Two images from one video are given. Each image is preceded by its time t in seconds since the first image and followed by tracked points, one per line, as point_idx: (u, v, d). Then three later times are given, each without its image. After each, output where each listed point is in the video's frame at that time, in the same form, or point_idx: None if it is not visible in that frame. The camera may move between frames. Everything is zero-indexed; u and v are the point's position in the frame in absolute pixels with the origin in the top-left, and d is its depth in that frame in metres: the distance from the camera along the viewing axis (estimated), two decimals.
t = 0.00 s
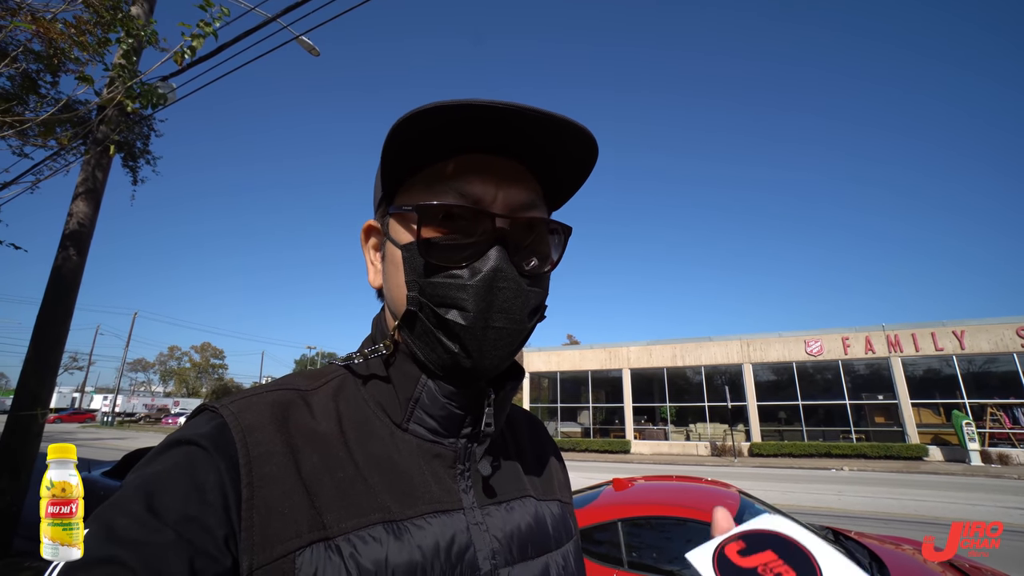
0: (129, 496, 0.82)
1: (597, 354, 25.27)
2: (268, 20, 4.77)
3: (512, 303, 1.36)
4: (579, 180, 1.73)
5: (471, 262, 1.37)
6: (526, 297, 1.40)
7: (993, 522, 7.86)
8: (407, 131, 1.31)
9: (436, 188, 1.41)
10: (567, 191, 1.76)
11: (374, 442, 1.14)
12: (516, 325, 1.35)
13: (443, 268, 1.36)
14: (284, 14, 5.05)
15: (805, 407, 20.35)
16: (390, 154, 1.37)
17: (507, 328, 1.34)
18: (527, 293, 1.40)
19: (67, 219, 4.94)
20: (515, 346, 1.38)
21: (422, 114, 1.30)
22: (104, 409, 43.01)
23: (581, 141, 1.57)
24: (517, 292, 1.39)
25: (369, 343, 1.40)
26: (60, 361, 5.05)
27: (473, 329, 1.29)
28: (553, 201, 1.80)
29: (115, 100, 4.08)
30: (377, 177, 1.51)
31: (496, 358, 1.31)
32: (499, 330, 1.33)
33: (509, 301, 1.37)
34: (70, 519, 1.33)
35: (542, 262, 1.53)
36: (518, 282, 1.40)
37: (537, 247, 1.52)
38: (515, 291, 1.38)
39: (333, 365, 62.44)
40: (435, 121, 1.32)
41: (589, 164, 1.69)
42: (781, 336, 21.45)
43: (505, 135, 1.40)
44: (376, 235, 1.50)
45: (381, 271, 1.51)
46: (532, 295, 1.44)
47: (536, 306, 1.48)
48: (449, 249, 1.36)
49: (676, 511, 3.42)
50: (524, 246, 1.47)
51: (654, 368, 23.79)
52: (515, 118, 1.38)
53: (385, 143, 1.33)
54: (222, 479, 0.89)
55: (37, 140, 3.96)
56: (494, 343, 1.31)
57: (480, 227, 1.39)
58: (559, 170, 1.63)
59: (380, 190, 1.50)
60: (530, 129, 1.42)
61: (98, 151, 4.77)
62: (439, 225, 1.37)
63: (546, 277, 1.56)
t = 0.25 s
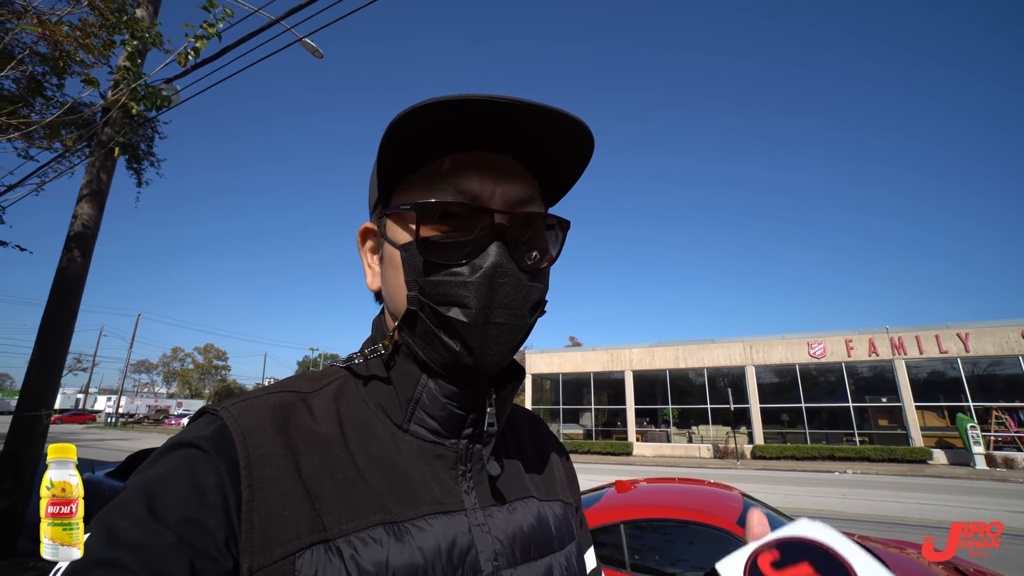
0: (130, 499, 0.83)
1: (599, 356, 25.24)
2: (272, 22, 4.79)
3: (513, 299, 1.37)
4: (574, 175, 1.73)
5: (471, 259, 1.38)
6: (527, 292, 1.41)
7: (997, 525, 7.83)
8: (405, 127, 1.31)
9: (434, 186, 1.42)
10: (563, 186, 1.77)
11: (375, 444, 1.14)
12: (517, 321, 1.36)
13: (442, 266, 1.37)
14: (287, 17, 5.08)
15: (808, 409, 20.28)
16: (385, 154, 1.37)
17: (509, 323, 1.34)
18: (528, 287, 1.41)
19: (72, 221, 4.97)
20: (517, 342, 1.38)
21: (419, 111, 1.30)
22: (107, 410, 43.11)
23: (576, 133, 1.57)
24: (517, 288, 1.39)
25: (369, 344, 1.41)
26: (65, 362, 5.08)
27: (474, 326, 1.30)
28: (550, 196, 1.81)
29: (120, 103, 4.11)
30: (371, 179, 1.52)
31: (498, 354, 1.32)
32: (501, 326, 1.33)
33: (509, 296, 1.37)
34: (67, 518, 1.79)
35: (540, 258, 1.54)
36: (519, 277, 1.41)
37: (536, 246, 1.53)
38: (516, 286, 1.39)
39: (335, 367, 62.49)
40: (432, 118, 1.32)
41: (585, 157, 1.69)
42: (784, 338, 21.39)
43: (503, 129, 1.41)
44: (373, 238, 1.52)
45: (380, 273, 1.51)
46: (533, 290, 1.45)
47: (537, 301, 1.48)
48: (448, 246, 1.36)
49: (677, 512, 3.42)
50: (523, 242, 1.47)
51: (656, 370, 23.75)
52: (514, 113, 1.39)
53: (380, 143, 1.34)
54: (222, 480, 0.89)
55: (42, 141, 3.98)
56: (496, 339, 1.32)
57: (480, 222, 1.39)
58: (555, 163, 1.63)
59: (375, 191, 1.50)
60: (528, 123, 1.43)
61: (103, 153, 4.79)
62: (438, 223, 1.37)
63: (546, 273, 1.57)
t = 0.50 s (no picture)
0: (132, 500, 0.83)
1: (597, 352, 25.31)
2: (270, 18, 4.77)
3: (506, 300, 1.36)
4: (570, 173, 1.73)
5: (463, 262, 1.38)
6: (522, 293, 1.41)
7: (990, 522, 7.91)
8: (394, 131, 1.32)
9: (426, 188, 1.42)
10: (559, 184, 1.77)
11: (377, 444, 1.15)
12: (512, 321, 1.36)
13: (434, 269, 1.37)
14: (286, 12, 5.04)
15: (804, 406, 20.42)
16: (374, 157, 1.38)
17: (504, 325, 1.34)
18: (523, 288, 1.41)
19: (68, 216, 4.95)
20: (514, 342, 1.39)
21: (408, 114, 1.31)
22: (105, 405, 43.00)
23: (569, 133, 1.57)
24: (511, 289, 1.39)
25: (370, 345, 1.42)
26: (61, 359, 5.05)
27: (467, 327, 1.30)
28: (546, 195, 1.80)
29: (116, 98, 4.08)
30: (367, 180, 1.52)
31: (496, 355, 1.32)
32: (496, 328, 1.33)
33: (502, 297, 1.37)
34: (69, 517, 2.27)
35: (536, 257, 1.54)
36: (512, 279, 1.40)
37: (534, 246, 1.53)
38: (509, 288, 1.38)
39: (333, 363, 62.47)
40: (421, 122, 1.33)
41: (579, 156, 1.69)
42: (781, 335, 21.50)
43: (493, 130, 1.41)
44: (369, 238, 1.52)
45: (377, 273, 1.52)
46: (527, 291, 1.44)
47: (531, 301, 1.49)
48: (438, 250, 1.37)
49: (674, 508, 3.45)
50: (517, 243, 1.48)
51: (654, 366, 23.83)
52: (504, 115, 1.38)
53: (370, 146, 1.35)
54: (225, 482, 0.90)
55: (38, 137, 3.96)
56: (491, 340, 1.32)
57: (471, 224, 1.39)
58: (549, 163, 1.63)
59: (370, 193, 1.51)
60: (515, 125, 1.42)
61: (99, 149, 4.77)
62: (429, 226, 1.38)
63: (541, 274, 1.57)
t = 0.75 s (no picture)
0: (130, 500, 0.83)
1: (591, 351, 25.36)
2: (266, 14, 4.73)
3: (514, 296, 1.37)
4: (571, 173, 1.74)
5: (473, 257, 1.38)
6: (529, 288, 1.42)
7: (979, 518, 8.02)
8: (406, 126, 1.31)
9: (435, 184, 1.42)
10: (559, 184, 1.78)
11: (376, 443, 1.15)
12: (518, 319, 1.37)
13: (446, 264, 1.37)
14: (281, 8, 5.01)
15: (797, 404, 20.57)
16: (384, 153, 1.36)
17: (511, 321, 1.36)
18: (529, 284, 1.42)
19: (59, 213, 4.89)
20: (518, 339, 1.39)
21: (420, 110, 1.29)
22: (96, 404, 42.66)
23: (573, 130, 1.59)
24: (519, 285, 1.40)
25: (368, 342, 1.42)
26: (53, 356, 5.00)
27: (478, 323, 1.30)
28: (545, 193, 1.81)
29: (109, 93, 4.04)
30: (367, 175, 1.50)
31: (499, 352, 1.33)
32: (505, 324, 1.35)
33: (512, 293, 1.38)
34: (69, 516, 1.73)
35: (537, 255, 1.54)
36: (520, 275, 1.41)
37: (536, 244, 1.54)
38: (518, 284, 1.40)
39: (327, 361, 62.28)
40: (433, 118, 1.32)
41: (581, 155, 1.71)
42: (774, 334, 21.65)
43: (500, 128, 1.42)
44: (368, 235, 1.51)
45: (376, 271, 1.51)
46: (534, 287, 1.46)
47: (536, 298, 1.50)
48: (448, 245, 1.37)
49: (669, 506, 3.46)
50: (521, 240, 1.48)
51: (648, 364, 23.92)
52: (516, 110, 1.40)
53: (380, 139, 1.32)
54: (224, 482, 0.90)
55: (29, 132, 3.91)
56: (498, 337, 1.33)
57: (480, 220, 1.41)
58: (551, 162, 1.64)
59: (371, 188, 1.48)
60: (518, 124, 1.43)
61: (91, 144, 4.72)
62: (437, 222, 1.37)
63: (542, 271, 1.58)
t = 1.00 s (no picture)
0: (126, 499, 0.82)
1: (593, 350, 25.31)
2: (267, 13, 4.74)
3: (523, 301, 1.37)
4: (574, 184, 1.75)
5: (484, 262, 1.38)
6: (536, 294, 1.42)
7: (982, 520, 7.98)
8: (424, 129, 1.29)
9: (447, 186, 1.40)
10: (560, 192, 1.79)
11: (373, 442, 1.14)
12: (525, 324, 1.38)
13: (456, 268, 1.36)
14: (282, 8, 5.02)
15: (799, 404, 20.49)
16: (398, 154, 1.34)
17: (520, 326, 1.36)
18: (537, 290, 1.42)
19: (62, 212, 4.91)
20: (521, 343, 1.40)
21: (441, 115, 1.27)
22: (99, 402, 42.85)
23: (584, 141, 1.60)
24: (527, 292, 1.40)
25: (366, 341, 1.40)
26: (56, 354, 5.03)
27: (489, 328, 1.30)
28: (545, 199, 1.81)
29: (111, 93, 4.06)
30: (370, 171, 1.47)
31: (502, 355, 1.34)
32: (515, 329, 1.35)
33: (521, 299, 1.38)
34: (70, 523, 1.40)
35: (541, 259, 1.54)
36: (528, 281, 1.41)
37: (540, 248, 1.53)
38: (527, 290, 1.40)
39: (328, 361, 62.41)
40: (453, 123, 1.31)
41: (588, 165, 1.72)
42: (776, 333, 21.57)
43: (517, 136, 1.43)
44: (369, 231, 1.48)
45: (378, 269, 1.48)
46: (540, 291, 1.46)
47: (540, 302, 1.50)
48: (457, 249, 1.36)
49: (670, 506, 3.45)
50: (527, 244, 1.48)
51: (650, 364, 23.87)
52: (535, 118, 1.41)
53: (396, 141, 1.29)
54: (222, 481, 0.89)
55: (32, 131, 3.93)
56: (506, 342, 1.33)
57: (490, 225, 1.40)
58: (556, 170, 1.65)
59: (376, 184, 1.45)
60: (532, 135, 1.45)
61: (94, 144, 4.74)
62: (446, 223, 1.36)
63: (545, 274, 1.57)
